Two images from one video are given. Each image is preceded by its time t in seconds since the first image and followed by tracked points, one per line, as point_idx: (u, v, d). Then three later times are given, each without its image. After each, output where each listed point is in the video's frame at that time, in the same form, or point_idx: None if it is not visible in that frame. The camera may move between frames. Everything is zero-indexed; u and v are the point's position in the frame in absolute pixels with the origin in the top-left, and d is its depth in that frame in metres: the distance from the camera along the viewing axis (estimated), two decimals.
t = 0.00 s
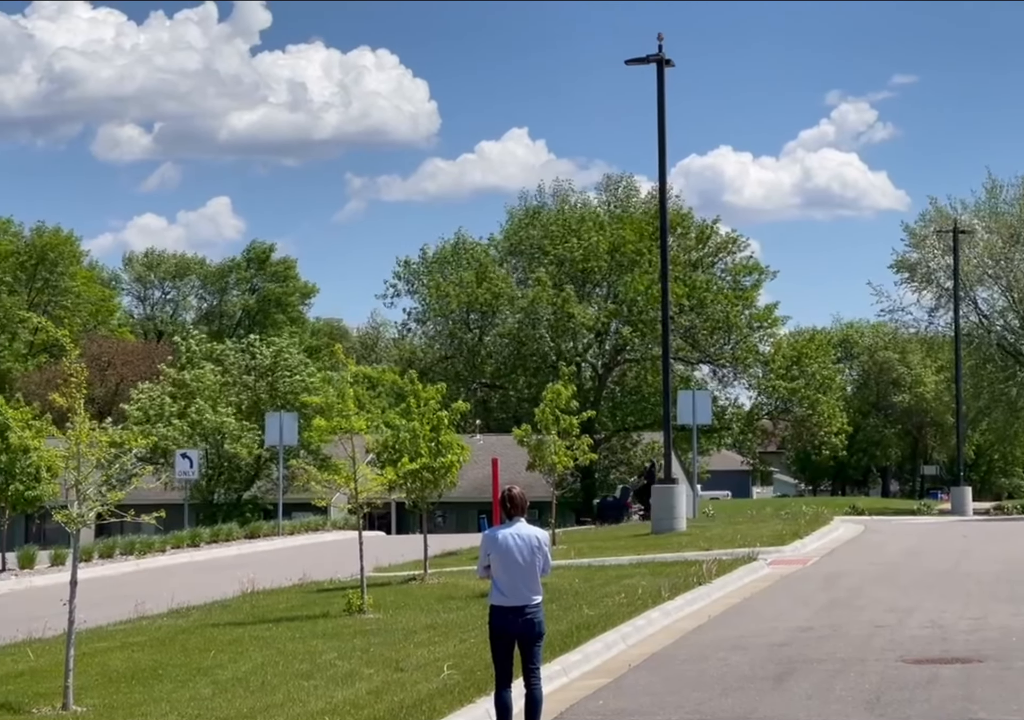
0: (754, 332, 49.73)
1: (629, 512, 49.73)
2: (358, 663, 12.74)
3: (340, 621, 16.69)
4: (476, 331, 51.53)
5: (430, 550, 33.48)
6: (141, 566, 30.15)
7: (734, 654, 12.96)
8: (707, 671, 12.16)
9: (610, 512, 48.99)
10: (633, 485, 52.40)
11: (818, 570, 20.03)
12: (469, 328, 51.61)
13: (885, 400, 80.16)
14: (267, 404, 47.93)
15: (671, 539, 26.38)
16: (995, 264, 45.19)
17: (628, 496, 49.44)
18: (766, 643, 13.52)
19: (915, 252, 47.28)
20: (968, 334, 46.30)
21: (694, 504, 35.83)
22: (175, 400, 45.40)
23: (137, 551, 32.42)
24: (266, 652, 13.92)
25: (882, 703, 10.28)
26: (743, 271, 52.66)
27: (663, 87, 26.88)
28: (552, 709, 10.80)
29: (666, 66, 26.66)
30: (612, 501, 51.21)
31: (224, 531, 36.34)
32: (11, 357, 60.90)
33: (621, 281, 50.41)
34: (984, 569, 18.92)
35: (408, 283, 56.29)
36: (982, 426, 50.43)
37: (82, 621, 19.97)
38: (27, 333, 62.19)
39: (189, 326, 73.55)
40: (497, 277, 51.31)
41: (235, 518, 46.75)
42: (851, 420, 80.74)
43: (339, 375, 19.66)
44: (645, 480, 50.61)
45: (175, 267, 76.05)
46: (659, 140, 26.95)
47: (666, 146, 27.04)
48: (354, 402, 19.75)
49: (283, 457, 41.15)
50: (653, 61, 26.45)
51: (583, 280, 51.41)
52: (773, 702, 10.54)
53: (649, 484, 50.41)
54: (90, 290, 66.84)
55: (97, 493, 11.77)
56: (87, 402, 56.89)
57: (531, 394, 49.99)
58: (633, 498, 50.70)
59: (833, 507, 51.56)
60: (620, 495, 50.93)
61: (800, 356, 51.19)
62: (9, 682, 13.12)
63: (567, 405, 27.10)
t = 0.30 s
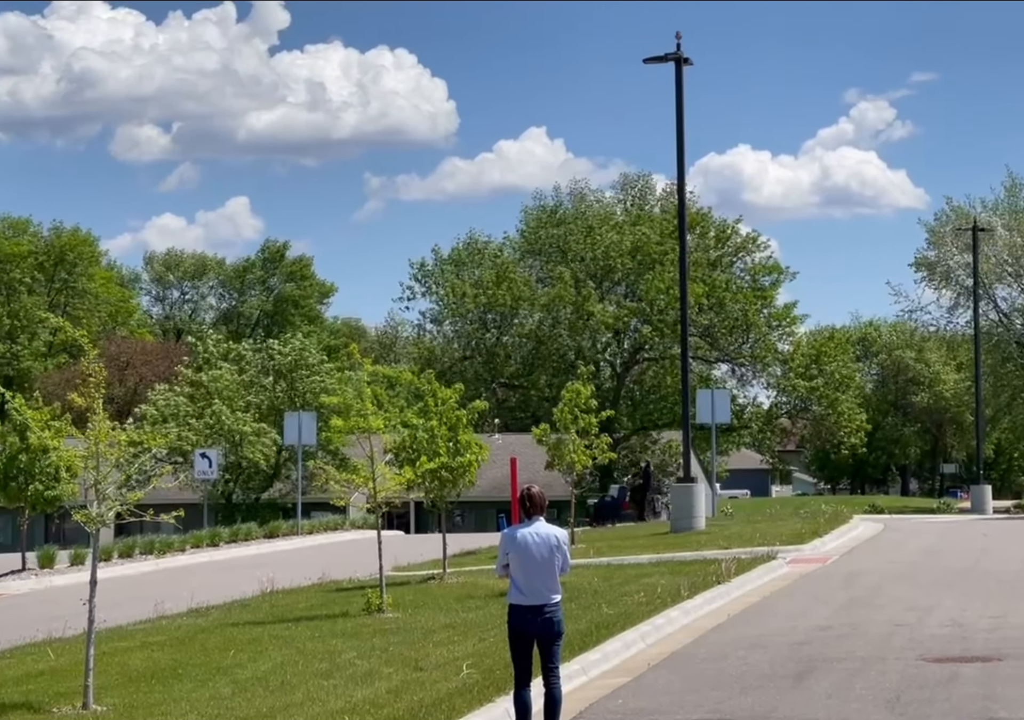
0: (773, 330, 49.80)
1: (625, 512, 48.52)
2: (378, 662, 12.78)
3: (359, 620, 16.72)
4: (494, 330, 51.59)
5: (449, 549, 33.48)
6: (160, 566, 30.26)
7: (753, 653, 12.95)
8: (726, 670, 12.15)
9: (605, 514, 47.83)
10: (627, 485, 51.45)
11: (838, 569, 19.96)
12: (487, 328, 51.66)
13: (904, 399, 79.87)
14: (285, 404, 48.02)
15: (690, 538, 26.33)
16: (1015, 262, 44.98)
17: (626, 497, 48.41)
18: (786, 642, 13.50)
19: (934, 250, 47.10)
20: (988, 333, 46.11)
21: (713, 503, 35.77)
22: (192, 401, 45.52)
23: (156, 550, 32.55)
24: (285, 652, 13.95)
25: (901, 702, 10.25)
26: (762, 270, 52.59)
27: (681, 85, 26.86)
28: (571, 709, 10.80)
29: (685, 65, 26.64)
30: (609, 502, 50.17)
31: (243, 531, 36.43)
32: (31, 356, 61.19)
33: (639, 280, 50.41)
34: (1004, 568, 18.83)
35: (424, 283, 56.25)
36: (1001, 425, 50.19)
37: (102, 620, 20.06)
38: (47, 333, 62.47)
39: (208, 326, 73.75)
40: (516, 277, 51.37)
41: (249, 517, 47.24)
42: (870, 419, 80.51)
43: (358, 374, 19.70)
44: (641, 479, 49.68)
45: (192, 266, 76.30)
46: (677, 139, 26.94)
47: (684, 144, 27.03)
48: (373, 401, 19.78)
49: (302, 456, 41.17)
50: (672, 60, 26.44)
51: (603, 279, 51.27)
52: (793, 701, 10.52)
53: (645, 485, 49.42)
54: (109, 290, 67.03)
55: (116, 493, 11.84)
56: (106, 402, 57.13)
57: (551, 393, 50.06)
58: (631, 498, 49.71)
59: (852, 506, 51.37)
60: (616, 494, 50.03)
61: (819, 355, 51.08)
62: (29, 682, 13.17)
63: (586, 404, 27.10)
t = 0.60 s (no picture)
0: (790, 328, 50.07)
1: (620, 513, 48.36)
2: (396, 661, 12.81)
3: (376, 620, 16.78)
4: (511, 329, 51.60)
5: (467, 548, 33.55)
6: (178, 564, 30.39)
7: (771, 651, 12.95)
8: (744, 667, 12.16)
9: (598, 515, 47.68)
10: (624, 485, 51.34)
11: (856, 566, 19.94)
12: (505, 327, 51.69)
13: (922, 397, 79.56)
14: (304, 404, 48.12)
15: (707, 536, 26.31)
16: None
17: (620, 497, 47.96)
18: (803, 640, 13.49)
19: (952, 246, 46.90)
20: (1006, 331, 45.88)
21: (731, 500, 35.75)
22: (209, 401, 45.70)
23: (175, 549, 32.68)
24: (304, 650, 14.01)
25: (919, 700, 10.24)
26: (780, 269, 52.56)
27: (698, 83, 26.85)
28: (589, 707, 10.83)
29: (701, 63, 26.62)
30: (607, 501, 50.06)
31: (261, 530, 36.54)
32: (49, 356, 61.59)
33: (657, 279, 50.41)
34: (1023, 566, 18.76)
35: (441, 283, 56.27)
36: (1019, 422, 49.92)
37: (120, 619, 20.15)
38: (65, 333, 62.74)
39: (225, 325, 73.92)
40: (534, 276, 51.40)
41: (268, 516, 47.38)
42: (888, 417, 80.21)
43: (375, 372, 19.74)
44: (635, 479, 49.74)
45: (209, 265, 76.59)
46: (694, 136, 26.93)
47: (701, 142, 27.01)
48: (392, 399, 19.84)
49: (320, 454, 41.26)
50: (688, 58, 26.42)
51: (622, 277, 51.21)
52: (810, 699, 10.52)
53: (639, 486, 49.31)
54: (128, 290, 67.19)
55: (134, 493, 11.90)
56: (124, 401, 57.39)
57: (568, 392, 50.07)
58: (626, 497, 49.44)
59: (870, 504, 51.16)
60: (613, 494, 49.87)
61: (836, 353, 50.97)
62: (48, 681, 13.24)
63: (604, 402, 27.11)
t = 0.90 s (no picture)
0: (806, 326, 49.96)
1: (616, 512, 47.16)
2: (413, 660, 12.83)
3: (392, 619, 16.79)
4: (528, 327, 51.50)
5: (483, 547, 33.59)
6: (193, 564, 30.47)
7: (788, 650, 12.93)
8: (761, 666, 12.15)
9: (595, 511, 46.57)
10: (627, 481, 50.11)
11: (873, 565, 19.88)
12: (520, 325, 51.61)
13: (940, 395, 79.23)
14: (320, 403, 48.14)
15: (724, 535, 26.27)
16: None
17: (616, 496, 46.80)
18: (821, 639, 13.45)
19: (972, 242, 46.66)
20: None
21: (748, 498, 35.70)
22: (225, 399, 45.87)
23: (191, 548, 32.77)
24: (321, 650, 14.03)
25: (937, 699, 10.21)
26: (797, 269, 52.46)
27: (714, 80, 26.79)
28: (606, 706, 10.83)
29: (717, 60, 26.56)
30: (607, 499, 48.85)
31: (277, 529, 36.61)
32: (66, 355, 61.80)
33: (674, 277, 50.31)
34: None
35: (455, 283, 56.24)
36: None
37: (137, 619, 20.20)
38: (81, 332, 62.93)
39: (241, 324, 74.10)
40: (552, 274, 51.30)
41: (284, 515, 47.15)
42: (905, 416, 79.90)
43: (390, 370, 19.78)
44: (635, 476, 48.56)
45: (224, 264, 76.78)
46: (710, 133, 26.87)
47: (717, 140, 26.95)
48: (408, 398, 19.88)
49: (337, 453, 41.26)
50: (704, 56, 26.38)
51: (638, 274, 51.13)
52: (828, 698, 10.50)
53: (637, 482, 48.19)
54: (143, 290, 67.37)
55: (151, 492, 11.94)
56: (139, 401, 57.57)
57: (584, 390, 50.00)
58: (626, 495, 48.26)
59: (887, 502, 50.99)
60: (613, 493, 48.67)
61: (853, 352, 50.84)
62: (66, 680, 13.31)
63: (621, 400, 27.09)
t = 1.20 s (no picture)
0: (821, 325, 49.87)
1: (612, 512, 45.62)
2: (428, 659, 12.85)
3: (407, 618, 16.78)
4: (543, 325, 51.47)
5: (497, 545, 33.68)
6: (209, 563, 30.57)
7: (803, 648, 12.91)
8: (776, 665, 12.13)
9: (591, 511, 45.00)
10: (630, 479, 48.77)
11: (888, 563, 19.83)
12: (535, 323, 51.59)
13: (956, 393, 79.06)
14: (335, 402, 48.20)
15: (739, 533, 26.24)
16: None
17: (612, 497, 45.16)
18: (836, 637, 13.43)
19: (990, 236, 46.54)
20: None
21: (762, 497, 35.66)
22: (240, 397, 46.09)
23: (207, 547, 32.87)
24: (336, 648, 14.06)
25: (954, 697, 10.19)
26: (813, 268, 52.41)
27: (728, 79, 26.75)
28: (621, 705, 10.82)
29: (731, 58, 26.53)
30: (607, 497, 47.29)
31: (292, 528, 36.70)
32: (81, 355, 62.05)
33: (689, 274, 50.26)
34: None
35: (470, 282, 56.24)
36: None
37: (152, 618, 20.25)
38: (97, 332, 63.19)
39: (255, 324, 74.33)
40: (567, 272, 51.30)
41: (299, 514, 47.35)
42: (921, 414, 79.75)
43: (405, 369, 19.80)
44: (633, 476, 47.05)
45: (238, 263, 77.00)
46: (724, 131, 26.82)
47: (731, 138, 26.91)
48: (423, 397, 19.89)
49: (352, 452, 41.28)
50: (718, 54, 26.33)
51: (653, 274, 51.15)
52: (843, 696, 10.49)
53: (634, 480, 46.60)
54: (158, 289, 67.55)
55: (167, 491, 11.98)
56: (154, 400, 57.74)
57: (599, 389, 49.95)
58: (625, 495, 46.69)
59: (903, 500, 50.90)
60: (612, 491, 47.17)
61: (868, 350, 50.75)
62: (82, 679, 13.36)
63: (635, 398, 27.07)
